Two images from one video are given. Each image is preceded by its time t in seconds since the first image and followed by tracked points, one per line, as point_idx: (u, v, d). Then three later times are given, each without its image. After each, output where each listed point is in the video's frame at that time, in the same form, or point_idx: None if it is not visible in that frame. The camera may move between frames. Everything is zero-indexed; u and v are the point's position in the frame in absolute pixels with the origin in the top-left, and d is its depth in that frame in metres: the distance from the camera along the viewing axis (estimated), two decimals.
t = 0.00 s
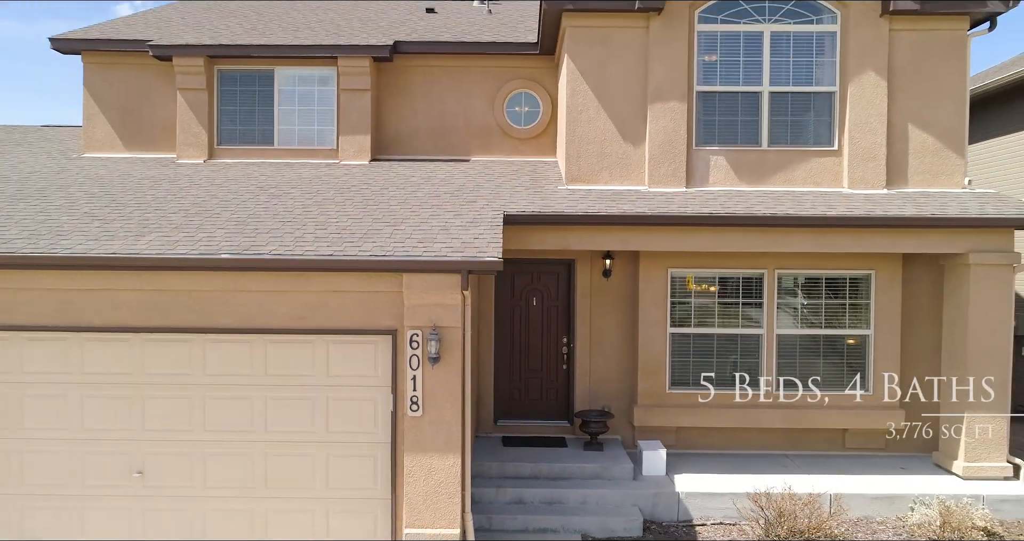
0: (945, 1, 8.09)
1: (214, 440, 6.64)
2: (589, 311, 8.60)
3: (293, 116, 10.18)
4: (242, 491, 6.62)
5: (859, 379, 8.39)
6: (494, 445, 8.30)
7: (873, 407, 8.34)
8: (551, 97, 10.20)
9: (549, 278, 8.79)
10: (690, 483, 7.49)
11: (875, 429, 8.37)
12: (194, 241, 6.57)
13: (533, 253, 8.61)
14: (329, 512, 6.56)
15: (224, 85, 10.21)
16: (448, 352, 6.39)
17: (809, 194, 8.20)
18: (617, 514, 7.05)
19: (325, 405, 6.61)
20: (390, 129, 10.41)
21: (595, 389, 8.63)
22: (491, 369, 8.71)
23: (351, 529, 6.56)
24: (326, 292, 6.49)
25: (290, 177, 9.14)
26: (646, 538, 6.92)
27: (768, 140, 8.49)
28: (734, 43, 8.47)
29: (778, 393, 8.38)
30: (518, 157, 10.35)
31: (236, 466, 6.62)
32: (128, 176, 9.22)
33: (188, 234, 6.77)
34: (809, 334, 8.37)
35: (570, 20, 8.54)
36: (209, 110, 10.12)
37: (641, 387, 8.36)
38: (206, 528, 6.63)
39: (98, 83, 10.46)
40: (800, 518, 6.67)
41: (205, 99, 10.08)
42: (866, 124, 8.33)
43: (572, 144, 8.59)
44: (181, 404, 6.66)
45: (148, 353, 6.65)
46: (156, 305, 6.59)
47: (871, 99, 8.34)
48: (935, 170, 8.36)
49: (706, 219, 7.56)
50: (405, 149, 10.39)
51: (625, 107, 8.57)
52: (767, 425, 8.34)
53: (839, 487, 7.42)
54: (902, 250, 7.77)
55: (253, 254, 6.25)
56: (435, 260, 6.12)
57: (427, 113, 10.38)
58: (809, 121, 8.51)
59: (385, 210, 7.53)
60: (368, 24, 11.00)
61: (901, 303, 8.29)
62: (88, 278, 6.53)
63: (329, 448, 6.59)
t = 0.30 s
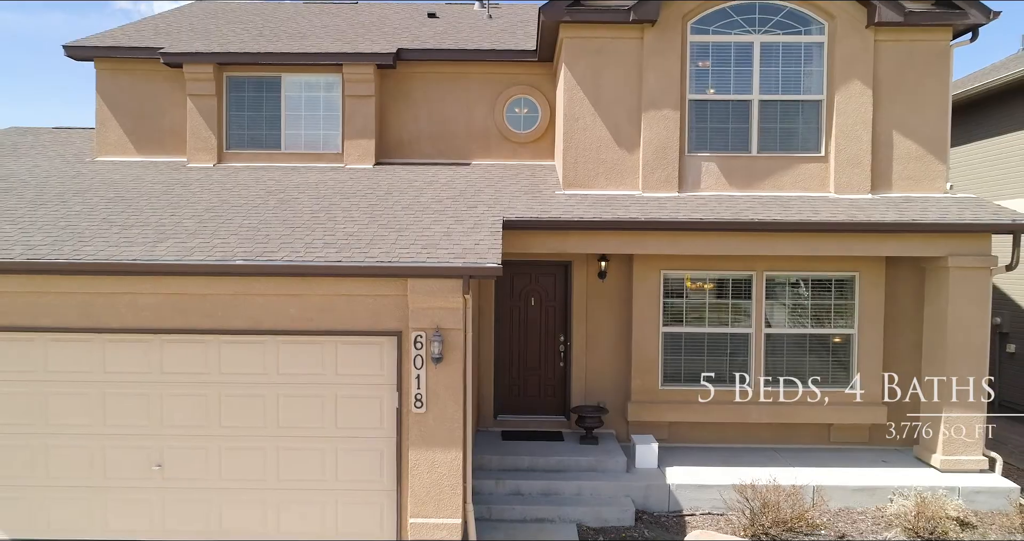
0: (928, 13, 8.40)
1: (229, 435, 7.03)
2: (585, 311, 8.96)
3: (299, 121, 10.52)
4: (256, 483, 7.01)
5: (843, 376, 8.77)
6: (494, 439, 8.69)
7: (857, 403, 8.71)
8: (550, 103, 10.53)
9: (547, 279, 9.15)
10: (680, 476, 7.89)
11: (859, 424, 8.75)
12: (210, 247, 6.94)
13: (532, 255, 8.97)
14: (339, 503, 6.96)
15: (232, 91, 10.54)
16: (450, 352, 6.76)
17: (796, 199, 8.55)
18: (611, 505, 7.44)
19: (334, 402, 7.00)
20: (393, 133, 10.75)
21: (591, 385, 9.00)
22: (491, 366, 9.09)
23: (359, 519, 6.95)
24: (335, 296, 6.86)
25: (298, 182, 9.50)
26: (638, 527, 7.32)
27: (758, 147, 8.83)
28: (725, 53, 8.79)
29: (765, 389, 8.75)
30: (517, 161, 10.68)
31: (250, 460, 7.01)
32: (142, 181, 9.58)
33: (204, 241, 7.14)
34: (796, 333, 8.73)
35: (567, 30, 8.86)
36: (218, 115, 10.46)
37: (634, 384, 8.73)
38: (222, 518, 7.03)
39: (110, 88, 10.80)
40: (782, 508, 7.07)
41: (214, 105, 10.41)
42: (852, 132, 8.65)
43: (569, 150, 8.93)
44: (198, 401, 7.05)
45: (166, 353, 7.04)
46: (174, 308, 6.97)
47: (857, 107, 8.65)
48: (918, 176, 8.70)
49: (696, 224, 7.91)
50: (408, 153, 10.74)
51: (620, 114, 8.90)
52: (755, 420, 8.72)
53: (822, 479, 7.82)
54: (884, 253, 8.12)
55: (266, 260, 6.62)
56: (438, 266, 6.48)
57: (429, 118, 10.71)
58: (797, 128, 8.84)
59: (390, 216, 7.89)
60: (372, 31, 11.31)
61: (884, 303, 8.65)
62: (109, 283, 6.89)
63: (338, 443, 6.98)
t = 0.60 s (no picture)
0: (912, 21, 8.69)
1: (241, 428, 7.42)
2: (580, 308, 9.32)
3: (304, 123, 10.84)
4: (267, 473, 7.41)
5: (827, 371, 9.14)
6: (493, 431, 9.08)
7: (841, 397, 9.08)
8: (547, 105, 10.83)
9: (543, 278, 9.51)
10: (670, 466, 8.28)
11: (842, 417, 9.13)
12: (221, 250, 7.30)
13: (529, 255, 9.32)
14: (345, 492, 7.36)
15: (239, 95, 10.86)
16: (451, 350, 7.13)
17: (783, 202, 8.88)
18: (604, 494, 7.84)
19: (340, 396, 7.38)
20: (395, 135, 11.08)
21: (586, 380, 9.37)
22: (490, 361, 9.46)
23: (364, 507, 7.35)
24: (341, 296, 7.23)
25: (303, 184, 9.84)
26: (628, 515, 7.71)
27: (747, 150, 9.15)
28: (716, 60, 9.10)
29: (752, 383, 9.13)
30: (515, 162, 11.01)
31: (261, 451, 7.40)
32: (153, 182, 9.92)
33: (216, 244, 7.50)
34: (782, 329, 9.09)
35: (563, 38, 9.16)
36: (226, 117, 10.78)
37: (627, 378, 9.10)
38: (235, 506, 7.43)
39: (120, 91, 11.12)
40: (764, 497, 7.45)
41: (222, 108, 10.73)
42: (838, 136, 8.97)
43: (564, 154, 9.26)
44: (211, 396, 7.43)
45: (181, 350, 7.41)
46: (188, 308, 7.34)
47: (843, 112, 8.96)
48: (901, 178, 9.02)
49: (686, 226, 8.24)
50: (409, 154, 11.07)
51: (614, 119, 9.22)
52: (742, 413, 9.11)
53: (804, 469, 8.21)
54: (866, 253, 8.46)
55: (276, 263, 6.98)
56: (439, 268, 6.84)
57: (430, 120, 11.03)
58: (785, 132, 9.16)
59: (392, 219, 8.24)
60: (374, 35, 11.62)
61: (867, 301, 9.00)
62: (127, 284, 7.26)
63: (345, 435, 7.37)
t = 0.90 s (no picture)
0: (895, 29, 9.00)
1: (250, 421, 7.81)
2: (575, 306, 9.68)
3: (307, 126, 11.16)
4: (275, 464, 7.81)
5: (812, 366, 9.50)
6: (491, 424, 9.47)
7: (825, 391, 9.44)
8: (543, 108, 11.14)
9: (539, 276, 9.87)
10: (660, 458, 8.67)
11: (826, 410, 9.50)
12: (231, 253, 7.66)
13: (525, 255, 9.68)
14: (350, 482, 7.76)
15: (244, 98, 11.17)
16: (450, 348, 7.51)
17: (770, 204, 9.22)
18: (596, 484, 8.24)
19: (345, 392, 7.77)
20: (396, 137, 11.40)
21: (580, 375, 9.74)
22: (488, 356, 9.84)
23: (368, 496, 7.75)
24: (345, 297, 7.60)
25: (307, 186, 10.18)
26: (619, 504, 8.11)
27: (736, 154, 9.47)
28: (706, 66, 9.40)
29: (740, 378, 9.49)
30: (512, 163, 11.33)
31: (269, 444, 7.80)
32: (162, 184, 10.26)
33: (225, 246, 7.86)
34: (768, 327, 9.46)
35: (559, 45, 9.48)
36: (231, 120, 11.10)
37: (619, 373, 9.47)
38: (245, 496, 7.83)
39: (128, 94, 11.44)
40: (748, 488, 7.84)
41: (227, 111, 11.05)
42: (823, 140, 9.29)
43: (559, 157, 9.59)
44: (222, 391, 7.82)
45: (193, 348, 7.79)
46: (200, 308, 7.72)
47: (828, 117, 9.27)
48: (884, 181, 9.35)
49: (675, 229, 8.58)
50: (410, 155, 11.39)
51: (607, 123, 9.54)
52: (730, 407, 9.48)
53: (787, 461, 8.60)
54: (849, 254, 8.80)
55: (283, 266, 7.34)
56: (437, 271, 7.20)
57: (430, 122, 11.35)
58: (773, 136, 9.47)
59: (393, 222, 8.59)
60: (375, 38, 11.92)
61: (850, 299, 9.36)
62: (141, 285, 7.63)
63: (349, 429, 7.77)
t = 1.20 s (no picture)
0: (879, 37, 9.32)
1: (260, 416, 8.21)
2: (569, 304, 10.05)
3: (310, 128, 11.48)
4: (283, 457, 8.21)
5: (798, 361, 9.89)
6: (489, 418, 9.87)
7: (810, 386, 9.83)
8: (540, 110, 11.45)
9: (535, 275, 10.23)
10: (651, 450, 9.07)
11: (810, 404, 9.90)
12: (240, 256, 8.02)
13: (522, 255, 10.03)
14: (354, 473, 8.17)
15: (249, 101, 11.48)
16: (449, 346, 7.89)
17: (758, 206, 9.56)
18: (589, 475, 8.65)
19: (349, 388, 8.16)
20: (397, 139, 11.72)
21: (575, 370, 10.12)
22: (486, 352, 10.22)
23: (372, 487, 8.16)
24: (349, 298, 7.98)
25: (312, 188, 10.53)
26: (610, 494, 8.52)
27: (725, 157, 9.81)
28: (697, 72, 9.72)
29: (728, 373, 9.88)
30: (510, 164, 11.66)
31: (278, 437, 8.20)
32: (171, 186, 10.61)
33: (234, 249, 8.22)
34: (756, 324, 9.84)
35: (554, 52, 9.79)
36: (237, 123, 11.42)
37: (613, 369, 9.86)
38: (255, 486, 8.24)
39: (136, 97, 11.76)
40: (732, 479, 8.24)
41: (233, 114, 11.36)
42: (810, 144, 9.61)
43: (555, 161, 9.92)
44: (232, 387, 8.21)
45: (204, 346, 8.18)
46: (211, 308, 8.09)
47: (815, 122, 9.58)
48: (869, 184, 9.68)
49: (665, 231, 8.92)
50: (410, 157, 11.73)
51: (601, 128, 9.87)
52: (718, 401, 9.87)
53: (772, 453, 9.00)
54: (833, 255, 9.15)
55: (290, 269, 7.71)
56: (437, 274, 7.57)
57: (429, 124, 11.68)
58: (761, 140, 9.80)
59: (395, 225, 8.95)
60: (376, 42, 12.22)
61: (834, 298, 9.73)
62: (155, 286, 8.00)
63: (354, 423, 8.17)
